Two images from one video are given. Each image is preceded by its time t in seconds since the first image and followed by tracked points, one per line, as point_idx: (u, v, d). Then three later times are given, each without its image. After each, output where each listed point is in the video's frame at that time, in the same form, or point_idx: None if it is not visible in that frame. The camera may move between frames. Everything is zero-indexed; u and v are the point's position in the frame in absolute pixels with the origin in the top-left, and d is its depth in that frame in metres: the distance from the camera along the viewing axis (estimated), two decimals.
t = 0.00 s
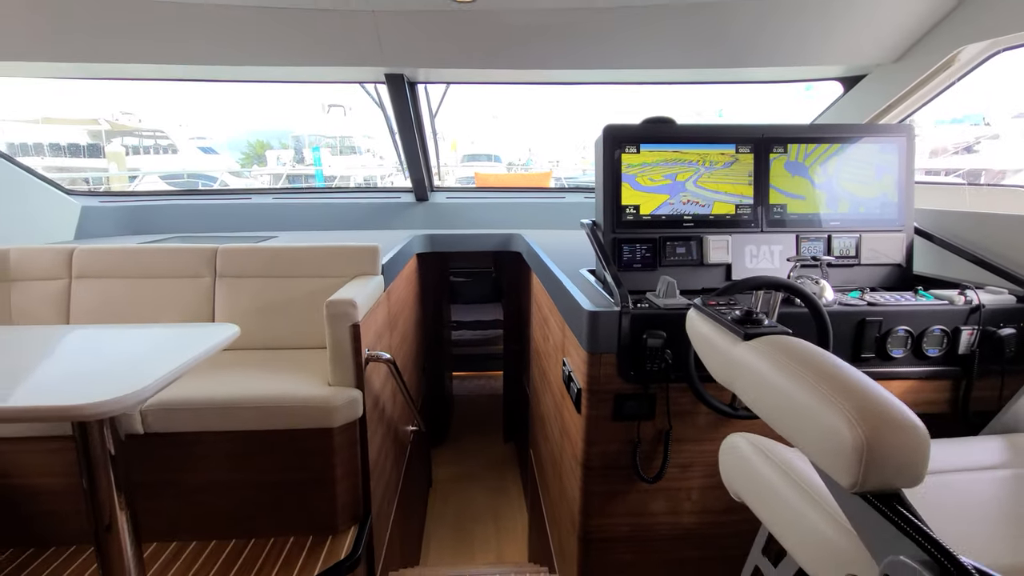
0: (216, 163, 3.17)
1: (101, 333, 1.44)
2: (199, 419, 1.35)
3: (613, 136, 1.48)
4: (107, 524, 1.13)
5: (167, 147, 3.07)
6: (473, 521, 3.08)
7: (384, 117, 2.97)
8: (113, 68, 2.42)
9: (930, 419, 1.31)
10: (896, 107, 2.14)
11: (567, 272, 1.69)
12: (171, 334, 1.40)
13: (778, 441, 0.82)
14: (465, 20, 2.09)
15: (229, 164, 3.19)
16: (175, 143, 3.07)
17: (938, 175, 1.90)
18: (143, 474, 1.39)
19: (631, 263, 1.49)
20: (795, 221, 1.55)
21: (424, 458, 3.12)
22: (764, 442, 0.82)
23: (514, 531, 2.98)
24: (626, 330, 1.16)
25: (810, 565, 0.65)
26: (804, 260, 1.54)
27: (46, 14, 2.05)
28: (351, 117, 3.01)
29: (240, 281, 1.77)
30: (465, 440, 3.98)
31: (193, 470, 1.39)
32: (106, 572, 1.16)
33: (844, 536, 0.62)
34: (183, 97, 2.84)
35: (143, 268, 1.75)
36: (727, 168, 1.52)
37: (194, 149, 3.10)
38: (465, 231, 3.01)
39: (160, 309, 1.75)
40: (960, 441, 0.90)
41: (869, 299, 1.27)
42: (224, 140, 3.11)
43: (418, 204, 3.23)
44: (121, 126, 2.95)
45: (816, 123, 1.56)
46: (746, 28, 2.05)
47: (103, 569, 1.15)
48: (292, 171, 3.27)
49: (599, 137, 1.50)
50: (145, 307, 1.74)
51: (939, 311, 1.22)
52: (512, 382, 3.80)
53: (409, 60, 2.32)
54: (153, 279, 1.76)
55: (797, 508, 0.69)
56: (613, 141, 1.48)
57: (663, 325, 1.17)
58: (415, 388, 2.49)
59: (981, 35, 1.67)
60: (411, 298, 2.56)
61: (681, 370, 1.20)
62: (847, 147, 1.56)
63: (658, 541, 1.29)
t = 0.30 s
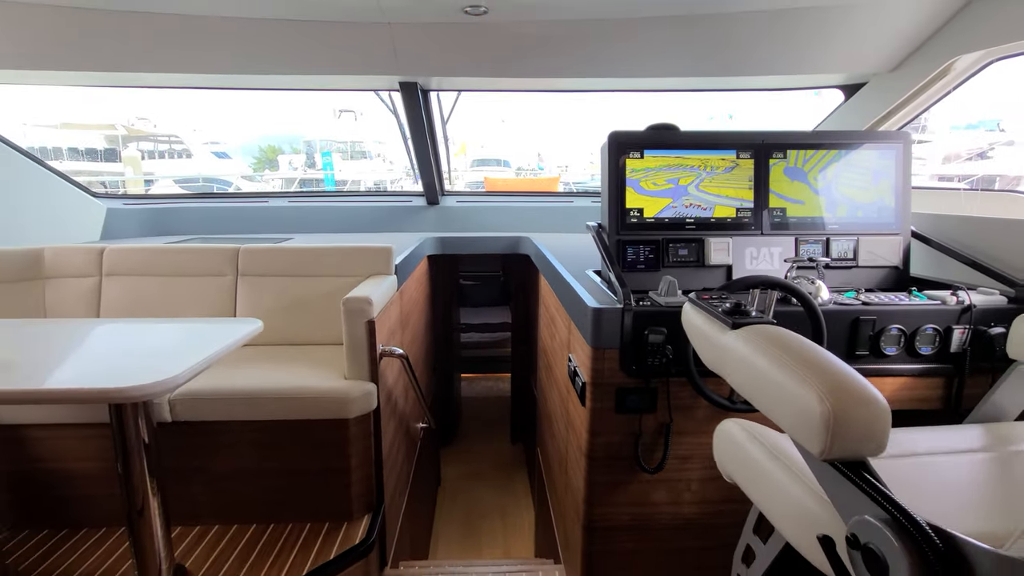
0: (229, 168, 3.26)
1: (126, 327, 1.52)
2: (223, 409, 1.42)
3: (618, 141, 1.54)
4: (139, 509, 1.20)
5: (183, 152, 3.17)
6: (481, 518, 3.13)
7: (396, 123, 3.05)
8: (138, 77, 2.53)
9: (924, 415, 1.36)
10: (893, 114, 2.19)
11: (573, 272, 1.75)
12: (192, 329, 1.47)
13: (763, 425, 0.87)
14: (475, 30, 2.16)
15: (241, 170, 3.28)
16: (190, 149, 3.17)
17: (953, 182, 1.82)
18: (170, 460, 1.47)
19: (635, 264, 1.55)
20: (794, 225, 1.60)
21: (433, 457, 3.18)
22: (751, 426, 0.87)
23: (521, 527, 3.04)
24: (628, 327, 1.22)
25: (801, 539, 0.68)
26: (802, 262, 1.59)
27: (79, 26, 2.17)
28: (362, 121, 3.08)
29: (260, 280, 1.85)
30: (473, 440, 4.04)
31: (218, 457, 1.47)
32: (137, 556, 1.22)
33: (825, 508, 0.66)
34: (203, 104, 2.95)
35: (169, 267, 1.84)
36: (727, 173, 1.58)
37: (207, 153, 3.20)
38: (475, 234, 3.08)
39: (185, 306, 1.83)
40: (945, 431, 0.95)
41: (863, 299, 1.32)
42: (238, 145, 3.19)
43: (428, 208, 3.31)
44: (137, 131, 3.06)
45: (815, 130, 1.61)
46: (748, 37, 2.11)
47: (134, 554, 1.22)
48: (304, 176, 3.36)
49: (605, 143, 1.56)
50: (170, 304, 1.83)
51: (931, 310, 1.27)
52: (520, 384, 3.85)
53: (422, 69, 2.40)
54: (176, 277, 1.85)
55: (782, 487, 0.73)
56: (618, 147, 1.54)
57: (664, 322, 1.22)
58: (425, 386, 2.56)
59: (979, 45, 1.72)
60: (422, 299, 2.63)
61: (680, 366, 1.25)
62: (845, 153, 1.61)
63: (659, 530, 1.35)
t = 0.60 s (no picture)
0: (237, 170, 3.34)
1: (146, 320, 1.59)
2: (242, 399, 1.49)
3: (620, 144, 1.60)
4: (165, 495, 1.26)
5: (191, 156, 3.26)
6: (486, 516, 3.18)
7: (404, 127, 3.13)
8: (156, 83, 2.61)
9: (916, 408, 1.40)
10: (892, 117, 2.21)
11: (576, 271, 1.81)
12: (212, 322, 1.54)
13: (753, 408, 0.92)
14: (482, 37, 2.24)
15: (249, 172, 3.36)
16: (198, 152, 3.25)
17: (961, 186, 1.83)
18: (191, 448, 1.54)
19: (637, 263, 1.61)
20: (791, 225, 1.65)
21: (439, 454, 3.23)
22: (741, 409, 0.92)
23: (525, 524, 3.08)
24: (629, 322, 1.28)
25: (786, 511, 0.71)
26: (799, 261, 1.64)
27: (104, 34, 2.26)
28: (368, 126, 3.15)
29: (274, 278, 1.92)
30: (478, 439, 4.09)
31: (236, 445, 1.54)
32: (162, 539, 1.28)
33: (804, 478, 0.68)
34: (218, 109, 3.04)
35: (187, 265, 1.92)
36: (726, 175, 1.64)
37: (216, 157, 3.28)
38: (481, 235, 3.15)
39: (203, 302, 1.90)
40: (929, 417, 1.01)
41: (857, 296, 1.37)
42: (244, 149, 3.26)
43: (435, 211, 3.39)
44: (146, 135, 3.15)
45: (811, 134, 1.66)
46: (749, 43, 2.16)
47: (159, 538, 1.28)
48: (312, 179, 3.44)
49: (608, 146, 1.62)
50: (189, 301, 1.91)
51: (922, 307, 1.32)
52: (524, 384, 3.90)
53: (431, 75, 2.47)
54: (194, 275, 1.92)
55: (765, 463, 0.75)
56: (620, 150, 1.60)
57: (664, 317, 1.27)
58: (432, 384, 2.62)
59: (972, 51, 1.77)
60: (429, 298, 2.70)
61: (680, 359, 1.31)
62: (840, 156, 1.66)
63: (659, 518, 1.40)
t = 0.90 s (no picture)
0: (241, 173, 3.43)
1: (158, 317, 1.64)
2: (252, 394, 1.54)
3: (619, 148, 1.65)
4: (179, 487, 1.31)
5: (196, 158, 3.33)
6: (488, 514, 3.22)
7: (408, 131, 3.18)
8: (167, 88, 2.68)
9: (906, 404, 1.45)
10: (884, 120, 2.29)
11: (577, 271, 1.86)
12: (224, 319, 1.59)
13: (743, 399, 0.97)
14: (485, 43, 2.30)
15: (253, 175, 3.43)
16: (204, 154, 3.31)
17: (963, 190, 1.85)
18: (203, 441, 1.59)
19: (635, 263, 1.66)
20: (785, 227, 1.70)
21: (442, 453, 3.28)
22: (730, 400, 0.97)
23: (526, 522, 3.12)
24: (625, 319, 1.32)
25: (768, 493, 0.75)
26: (793, 261, 1.68)
27: (118, 39, 2.33)
28: (373, 129, 3.21)
29: (282, 277, 1.97)
30: (480, 439, 4.13)
31: (247, 439, 1.59)
32: (175, 527, 1.33)
33: (783, 460, 0.73)
34: (225, 113, 3.11)
35: (197, 265, 1.97)
36: (722, 178, 1.68)
37: (221, 159, 3.35)
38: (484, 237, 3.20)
39: (213, 301, 1.96)
40: (912, 410, 1.05)
41: (848, 295, 1.41)
42: (249, 151, 3.33)
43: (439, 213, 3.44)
44: (152, 138, 3.22)
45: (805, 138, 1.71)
46: (747, 49, 2.21)
47: (172, 526, 1.33)
48: (317, 181, 3.49)
49: (607, 150, 1.67)
50: (199, 299, 1.96)
51: (910, 306, 1.36)
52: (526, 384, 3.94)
53: (435, 81, 2.53)
54: (205, 274, 1.98)
55: (746, 450, 0.80)
56: (619, 153, 1.65)
57: (659, 314, 1.32)
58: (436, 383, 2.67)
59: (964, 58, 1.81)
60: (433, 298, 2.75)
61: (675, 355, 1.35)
62: (834, 159, 1.71)
63: (656, 510, 1.44)
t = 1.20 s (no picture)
0: (245, 175, 3.48)
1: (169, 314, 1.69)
2: (260, 387, 1.60)
3: (615, 150, 1.70)
4: (190, 480, 1.36)
5: (200, 160, 3.39)
6: (489, 511, 3.26)
7: (411, 133, 3.24)
8: (177, 92, 2.74)
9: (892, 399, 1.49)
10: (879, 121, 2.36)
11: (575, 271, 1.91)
12: (232, 316, 1.64)
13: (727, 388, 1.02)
14: (487, 49, 2.36)
15: (257, 177, 3.48)
16: (207, 156, 3.37)
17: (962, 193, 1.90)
18: (212, 433, 1.65)
19: (630, 262, 1.71)
20: (777, 228, 1.75)
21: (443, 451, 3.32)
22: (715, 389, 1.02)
23: (527, 519, 3.16)
24: (621, 316, 1.37)
25: (746, 473, 0.81)
26: (784, 261, 1.74)
27: (130, 45, 2.40)
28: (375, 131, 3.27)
29: (289, 276, 2.03)
30: (482, 438, 4.17)
31: (254, 431, 1.65)
32: (186, 516, 1.38)
33: (760, 441, 0.78)
34: (231, 116, 3.17)
35: (206, 264, 2.03)
36: (715, 180, 1.74)
37: (224, 162, 3.43)
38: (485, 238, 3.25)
39: (222, 299, 2.02)
40: (892, 401, 1.10)
41: (835, 293, 1.46)
42: (252, 154, 3.40)
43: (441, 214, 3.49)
44: (156, 141, 3.29)
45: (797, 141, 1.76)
46: (742, 54, 2.27)
47: (183, 515, 1.38)
48: (319, 184, 3.55)
49: (604, 153, 1.72)
50: (208, 297, 2.02)
51: (895, 303, 1.41)
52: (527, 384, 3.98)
53: (437, 86, 2.58)
54: (214, 273, 2.03)
55: (728, 431, 0.85)
56: (615, 156, 1.70)
57: (654, 311, 1.36)
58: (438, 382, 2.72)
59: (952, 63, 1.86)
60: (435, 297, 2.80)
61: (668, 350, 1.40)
62: (824, 162, 1.75)
63: (650, 501, 1.49)
